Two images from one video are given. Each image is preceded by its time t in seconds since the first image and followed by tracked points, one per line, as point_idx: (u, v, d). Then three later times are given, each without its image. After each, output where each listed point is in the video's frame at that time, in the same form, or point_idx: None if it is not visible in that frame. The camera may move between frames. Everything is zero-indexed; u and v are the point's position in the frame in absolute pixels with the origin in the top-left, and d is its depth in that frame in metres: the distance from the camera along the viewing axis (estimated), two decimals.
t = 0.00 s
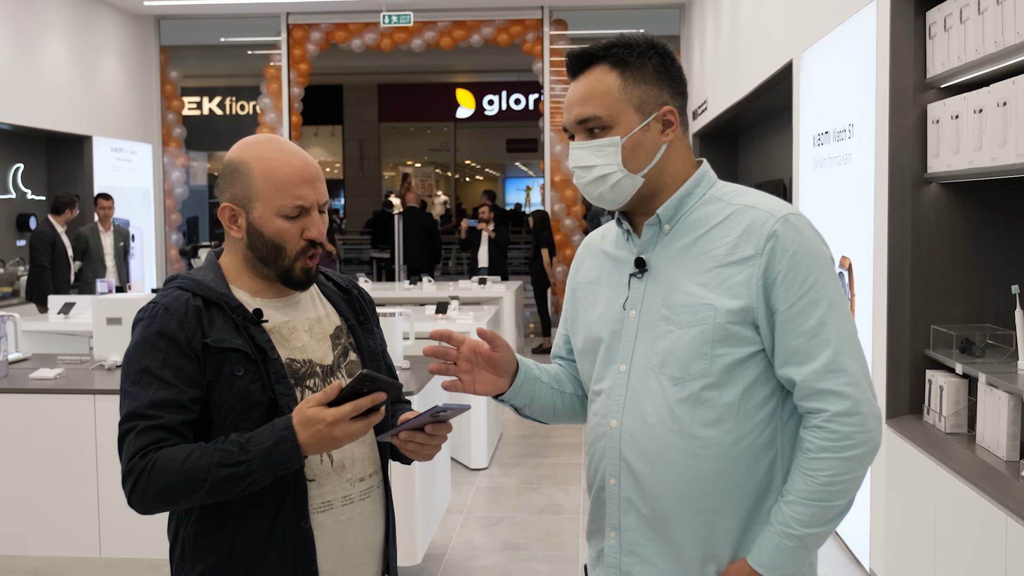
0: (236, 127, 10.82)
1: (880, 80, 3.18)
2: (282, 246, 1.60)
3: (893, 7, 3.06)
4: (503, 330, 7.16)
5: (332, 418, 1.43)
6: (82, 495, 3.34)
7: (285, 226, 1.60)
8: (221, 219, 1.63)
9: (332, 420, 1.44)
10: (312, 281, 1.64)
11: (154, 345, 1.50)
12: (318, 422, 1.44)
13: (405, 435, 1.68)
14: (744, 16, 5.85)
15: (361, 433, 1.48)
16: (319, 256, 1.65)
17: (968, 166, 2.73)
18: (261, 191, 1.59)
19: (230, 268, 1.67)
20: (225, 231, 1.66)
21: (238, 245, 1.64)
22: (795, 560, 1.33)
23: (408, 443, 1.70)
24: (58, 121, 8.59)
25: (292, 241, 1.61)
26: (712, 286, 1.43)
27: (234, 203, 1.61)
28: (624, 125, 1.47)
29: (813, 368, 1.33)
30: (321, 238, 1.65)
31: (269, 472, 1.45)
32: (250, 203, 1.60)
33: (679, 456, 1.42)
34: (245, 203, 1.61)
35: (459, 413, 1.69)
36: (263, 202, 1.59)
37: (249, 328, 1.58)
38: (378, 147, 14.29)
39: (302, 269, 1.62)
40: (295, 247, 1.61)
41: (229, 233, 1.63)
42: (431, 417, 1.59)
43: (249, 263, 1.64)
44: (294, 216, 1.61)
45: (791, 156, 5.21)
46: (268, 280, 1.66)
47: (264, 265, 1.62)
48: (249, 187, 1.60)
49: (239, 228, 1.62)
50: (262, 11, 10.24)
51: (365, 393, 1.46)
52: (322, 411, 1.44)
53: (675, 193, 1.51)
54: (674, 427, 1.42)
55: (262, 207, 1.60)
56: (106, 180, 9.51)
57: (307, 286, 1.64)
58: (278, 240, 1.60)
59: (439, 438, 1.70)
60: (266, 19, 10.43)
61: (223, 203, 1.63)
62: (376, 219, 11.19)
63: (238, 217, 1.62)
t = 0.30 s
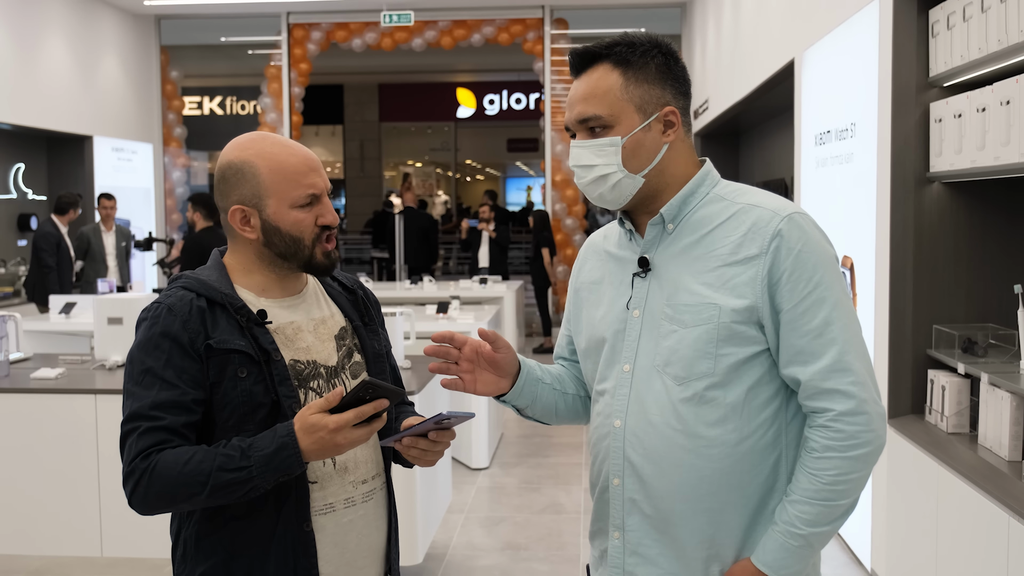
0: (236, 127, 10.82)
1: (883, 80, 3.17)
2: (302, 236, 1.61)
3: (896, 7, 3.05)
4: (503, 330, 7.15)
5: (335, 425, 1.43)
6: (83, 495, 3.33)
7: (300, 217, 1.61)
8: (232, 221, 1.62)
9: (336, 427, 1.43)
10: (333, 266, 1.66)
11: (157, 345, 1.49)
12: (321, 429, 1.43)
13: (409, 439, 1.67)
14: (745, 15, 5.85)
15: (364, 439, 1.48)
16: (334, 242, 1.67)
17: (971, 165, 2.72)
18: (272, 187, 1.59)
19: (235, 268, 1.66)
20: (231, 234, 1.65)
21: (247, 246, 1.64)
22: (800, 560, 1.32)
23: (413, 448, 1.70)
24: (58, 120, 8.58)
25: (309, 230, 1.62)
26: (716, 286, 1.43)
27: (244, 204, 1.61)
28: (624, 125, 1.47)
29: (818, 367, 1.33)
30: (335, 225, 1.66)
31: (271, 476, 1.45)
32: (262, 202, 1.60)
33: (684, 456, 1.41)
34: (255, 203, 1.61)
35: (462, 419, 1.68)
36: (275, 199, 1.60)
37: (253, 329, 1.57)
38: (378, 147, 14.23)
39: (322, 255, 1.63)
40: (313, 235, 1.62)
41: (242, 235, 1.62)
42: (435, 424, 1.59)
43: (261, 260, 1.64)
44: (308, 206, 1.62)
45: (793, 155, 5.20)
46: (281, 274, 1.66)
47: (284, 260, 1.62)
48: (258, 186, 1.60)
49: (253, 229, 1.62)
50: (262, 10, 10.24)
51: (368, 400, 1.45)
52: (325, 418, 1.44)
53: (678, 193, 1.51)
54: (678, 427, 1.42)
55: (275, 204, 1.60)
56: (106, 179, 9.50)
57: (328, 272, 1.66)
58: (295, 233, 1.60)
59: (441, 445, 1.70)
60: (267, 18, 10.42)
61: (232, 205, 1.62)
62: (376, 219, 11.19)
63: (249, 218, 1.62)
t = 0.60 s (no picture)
0: (236, 124, 10.83)
1: (884, 79, 3.17)
2: (308, 234, 1.61)
3: (897, 6, 3.05)
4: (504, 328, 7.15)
5: (342, 430, 1.44)
6: (82, 493, 3.33)
7: (309, 213, 1.61)
8: (239, 218, 1.62)
9: (344, 432, 1.44)
10: (335, 263, 1.66)
11: (160, 346, 1.50)
12: (329, 434, 1.44)
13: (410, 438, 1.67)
14: (746, 13, 5.85)
15: (371, 444, 1.49)
16: (337, 240, 1.67)
17: (971, 164, 2.72)
18: (280, 183, 1.59)
19: (237, 267, 1.66)
20: (236, 232, 1.64)
21: (252, 244, 1.64)
22: (800, 559, 1.32)
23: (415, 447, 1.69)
24: (57, 116, 8.57)
25: (315, 226, 1.62)
26: (717, 284, 1.43)
27: (251, 200, 1.61)
28: (630, 122, 1.47)
29: (819, 366, 1.33)
30: (340, 222, 1.67)
31: (277, 479, 1.46)
32: (270, 198, 1.60)
33: (685, 455, 1.41)
34: (263, 200, 1.60)
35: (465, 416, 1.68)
36: (283, 195, 1.60)
37: (256, 329, 1.57)
38: (379, 144, 14.16)
39: (325, 253, 1.64)
40: (318, 233, 1.63)
41: (248, 232, 1.62)
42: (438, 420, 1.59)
43: (265, 259, 1.64)
44: (315, 202, 1.63)
45: (794, 153, 5.20)
46: (283, 274, 1.67)
47: (288, 257, 1.62)
48: (266, 182, 1.60)
49: (259, 227, 1.61)
50: (263, 7, 10.23)
51: (378, 406, 1.47)
52: (333, 422, 1.44)
53: (680, 191, 1.51)
54: (679, 425, 1.42)
55: (284, 200, 1.60)
56: (106, 176, 9.50)
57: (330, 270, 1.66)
58: (303, 230, 1.61)
59: (445, 443, 1.70)
60: (267, 15, 10.41)
61: (240, 203, 1.61)
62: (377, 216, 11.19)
63: (257, 215, 1.61)
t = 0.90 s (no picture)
0: (236, 122, 10.85)
1: (883, 79, 3.17)
2: (307, 230, 1.61)
3: (896, 5, 3.04)
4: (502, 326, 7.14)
5: (350, 441, 1.44)
6: (79, 491, 3.33)
7: (305, 209, 1.60)
8: (236, 214, 1.62)
9: (350, 443, 1.44)
10: (336, 258, 1.66)
11: (163, 346, 1.49)
12: (335, 443, 1.45)
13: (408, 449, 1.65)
14: (746, 12, 5.84)
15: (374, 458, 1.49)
16: (338, 234, 1.67)
17: (971, 163, 2.72)
18: (277, 178, 1.59)
19: (241, 266, 1.66)
20: (235, 228, 1.64)
21: (253, 241, 1.63)
22: (805, 555, 1.32)
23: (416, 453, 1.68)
24: (55, 114, 8.54)
25: (314, 223, 1.62)
26: (720, 282, 1.42)
27: (249, 196, 1.60)
28: (658, 111, 1.48)
29: (822, 361, 1.33)
30: (340, 216, 1.66)
31: (281, 481, 1.46)
32: (268, 194, 1.59)
33: (687, 453, 1.41)
34: (261, 195, 1.60)
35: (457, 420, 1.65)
36: (280, 190, 1.59)
37: (260, 328, 1.57)
38: (378, 143, 14.17)
39: (325, 247, 1.63)
40: (316, 228, 1.62)
41: (246, 228, 1.61)
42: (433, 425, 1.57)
43: (266, 257, 1.63)
44: (312, 198, 1.62)
45: (793, 154, 5.20)
46: (284, 273, 1.66)
47: (287, 253, 1.62)
48: (264, 178, 1.59)
49: (257, 223, 1.61)
50: (261, 4, 10.20)
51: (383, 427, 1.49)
52: (340, 431, 1.45)
53: (681, 190, 1.51)
54: (682, 424, 1.41)
55: (280, 195, 1.59)
56: (105, 174, 9.47)
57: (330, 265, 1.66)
58: (301, 225, 1.60)
59: (444, 452, 1.70)
60: (266, 13, 10.39)
61: (237, 197, 1.61)
62: (376, 215, 11.19)
63: (254, 210, 1.61)
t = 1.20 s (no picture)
0: (235, 121, 10.87)
1: (883, 77, 3.17)
2: (292, 227, 1.60)
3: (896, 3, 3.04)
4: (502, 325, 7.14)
5: (358, 464, 1.48)
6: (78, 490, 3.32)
7: (291, 207, 1.60)
8: (228, 209, 1.63)
9: (359, 466, 1.48)
10: (327, 258, 1.64)
11: (164, 344, 1.49)
12: (344, 463, 1.48)
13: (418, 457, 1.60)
14: (745, 10, 5.84)
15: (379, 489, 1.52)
16: (329, 234, 1.65)
17: (970, 162, 2.71)
18: (265, 173, 1.59)
19: (241, 263, 1.66)
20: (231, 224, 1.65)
21: (245, 236, 1.64)
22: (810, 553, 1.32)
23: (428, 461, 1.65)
24: (55, 112, 8.54)
25: (300, 222, 1.60)
26: (727, 280, 1.42)
27: (240, 190, 1.62)
28: (671, 107, 1.48)
29: (831, 359, 1.33)
30: (330, 216, 1.65)
31: (284, 487, 1.47)
32: (256, 188, 1.60)
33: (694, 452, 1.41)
34: (251, 190, 1.61)
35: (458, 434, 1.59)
36: (268, 185, 1.59)
37: (261, 327, 1.56)
38: (377, 142, 14.11)
39: (314, 247, 1.62)
40: (304, 227, 1.61)
41: (237, 223, 1.63)
42: (437, 433, 1.56)
43: (259, 254, 1.63)
44: (300, 197, 1.61)
45: (791, 152, 5.22)
46: (282, 271, 1.65)
47: (276, 251, 1.61)
48: (254, 173, 1.60)
49: (247, 217, 1.62)
50: (261, 3, 10.20)
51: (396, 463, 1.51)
52: (350, 452, 1.48)
53: (686, 188, 1.51)
54: (689, 422, 1.41)
55: (268, 190, 1.59)
56: (104, 172, 9.47)
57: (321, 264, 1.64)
58: (286, 223, 1.60)
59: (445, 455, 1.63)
60: (265, 12, 10.39)
61: (229, 192, 1.63)
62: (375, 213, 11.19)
63: (245, 205, 1.62)
